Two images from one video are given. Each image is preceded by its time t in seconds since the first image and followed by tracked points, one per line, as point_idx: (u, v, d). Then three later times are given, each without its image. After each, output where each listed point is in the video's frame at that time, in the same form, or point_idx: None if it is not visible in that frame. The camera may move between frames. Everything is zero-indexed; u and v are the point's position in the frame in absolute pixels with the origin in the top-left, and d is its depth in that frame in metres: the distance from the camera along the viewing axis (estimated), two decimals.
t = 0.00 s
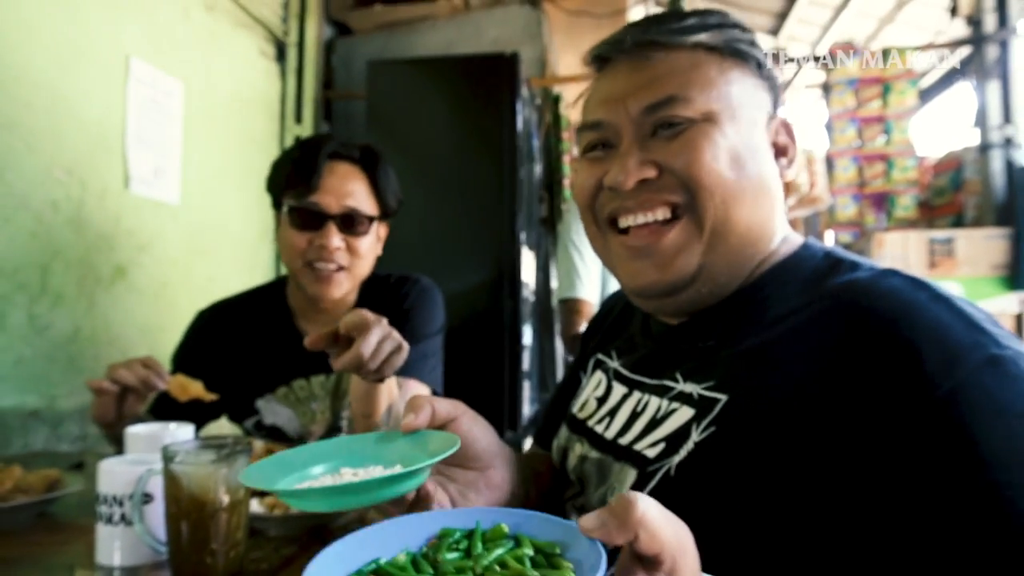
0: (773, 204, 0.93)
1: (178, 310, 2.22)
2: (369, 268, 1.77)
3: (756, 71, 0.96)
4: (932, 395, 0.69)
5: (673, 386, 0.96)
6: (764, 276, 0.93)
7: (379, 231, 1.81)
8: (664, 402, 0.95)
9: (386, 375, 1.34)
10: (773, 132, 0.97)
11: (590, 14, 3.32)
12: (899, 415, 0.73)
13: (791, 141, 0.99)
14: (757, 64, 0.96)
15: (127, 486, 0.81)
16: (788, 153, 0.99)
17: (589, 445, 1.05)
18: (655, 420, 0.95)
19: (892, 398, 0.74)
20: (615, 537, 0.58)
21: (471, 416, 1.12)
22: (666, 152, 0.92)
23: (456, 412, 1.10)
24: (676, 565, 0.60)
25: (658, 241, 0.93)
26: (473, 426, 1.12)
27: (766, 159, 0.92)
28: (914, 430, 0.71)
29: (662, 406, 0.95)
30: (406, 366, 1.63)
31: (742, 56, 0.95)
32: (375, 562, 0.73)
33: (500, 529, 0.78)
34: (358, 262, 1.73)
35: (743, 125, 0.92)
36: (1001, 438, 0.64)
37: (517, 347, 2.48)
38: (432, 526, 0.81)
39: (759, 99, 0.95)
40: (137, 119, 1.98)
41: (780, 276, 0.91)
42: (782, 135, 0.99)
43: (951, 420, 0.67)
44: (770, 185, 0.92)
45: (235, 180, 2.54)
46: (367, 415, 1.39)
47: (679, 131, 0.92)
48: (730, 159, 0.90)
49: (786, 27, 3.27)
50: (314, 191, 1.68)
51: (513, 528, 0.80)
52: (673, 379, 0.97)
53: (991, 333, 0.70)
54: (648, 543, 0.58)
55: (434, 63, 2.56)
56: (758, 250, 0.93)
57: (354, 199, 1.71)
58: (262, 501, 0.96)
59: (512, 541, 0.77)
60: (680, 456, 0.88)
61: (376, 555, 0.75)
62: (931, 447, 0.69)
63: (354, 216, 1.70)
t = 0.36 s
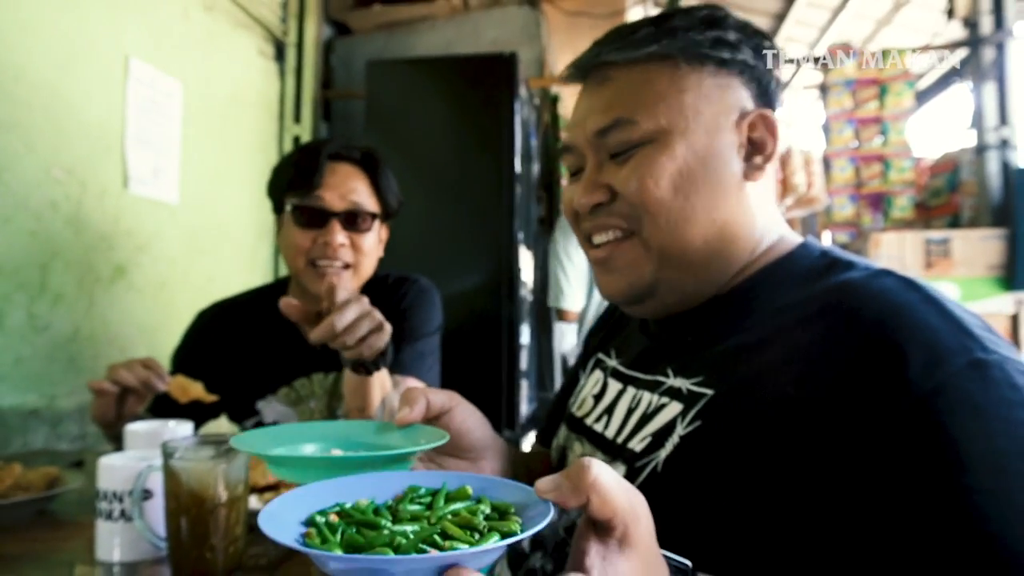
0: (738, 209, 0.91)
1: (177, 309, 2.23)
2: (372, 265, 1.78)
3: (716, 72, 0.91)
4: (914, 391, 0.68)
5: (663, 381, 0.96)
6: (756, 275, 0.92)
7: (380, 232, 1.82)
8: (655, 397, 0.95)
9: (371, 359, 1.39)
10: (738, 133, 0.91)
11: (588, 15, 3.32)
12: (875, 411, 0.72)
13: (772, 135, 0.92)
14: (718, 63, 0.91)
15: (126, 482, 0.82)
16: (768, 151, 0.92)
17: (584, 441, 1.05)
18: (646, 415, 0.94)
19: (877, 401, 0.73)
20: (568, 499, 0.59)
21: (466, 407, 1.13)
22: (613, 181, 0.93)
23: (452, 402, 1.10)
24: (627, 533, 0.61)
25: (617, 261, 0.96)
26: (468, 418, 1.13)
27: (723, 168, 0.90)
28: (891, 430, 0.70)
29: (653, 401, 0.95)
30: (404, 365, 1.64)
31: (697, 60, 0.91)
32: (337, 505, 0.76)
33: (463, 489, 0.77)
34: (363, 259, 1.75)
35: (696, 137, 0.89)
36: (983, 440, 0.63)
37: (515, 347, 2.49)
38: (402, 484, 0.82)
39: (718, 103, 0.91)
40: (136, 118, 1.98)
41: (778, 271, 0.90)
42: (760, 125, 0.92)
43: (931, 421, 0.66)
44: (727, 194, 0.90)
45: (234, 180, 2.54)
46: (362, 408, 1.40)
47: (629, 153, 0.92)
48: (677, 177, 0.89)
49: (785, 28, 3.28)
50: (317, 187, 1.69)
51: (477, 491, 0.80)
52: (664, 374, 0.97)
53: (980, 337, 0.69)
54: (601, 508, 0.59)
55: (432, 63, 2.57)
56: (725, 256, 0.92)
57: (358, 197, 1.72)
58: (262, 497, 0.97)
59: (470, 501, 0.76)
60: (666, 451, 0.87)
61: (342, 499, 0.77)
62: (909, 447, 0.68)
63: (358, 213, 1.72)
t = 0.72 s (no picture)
0: (654, 206, 0.92)
1: (176, 305, 2.22)
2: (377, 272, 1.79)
3: (642, 76, 0.95)
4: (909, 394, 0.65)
5: (656, 378, 0.93)
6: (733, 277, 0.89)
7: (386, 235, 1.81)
8: (648, 394, 0.93)
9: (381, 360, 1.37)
10: (653, 134, 0.93)
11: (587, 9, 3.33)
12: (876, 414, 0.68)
13: (693, 134, 0.89)
14: (645, 68, 0.95)
15: (127, 476, 0.82)
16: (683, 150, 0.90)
17: (583, 439, 1.03)
18: (638, 412, 0.92)
19: (867, 398, 0.70)
20: (555, 532, 0.58)
21: (457, 409, 1.13)
22: (559, 185, 1.06)
23: (444, 405, 1.11)
24: (618, 564, 0.59)
25: (577, 254, 1.06)
26: (461, 420, 1.13)
27: (632, 169, 0.94)
28: (890, 431, 0.67)
29: (646, 397, 0.93)
30: (404, 359, 1.63)
31: (625, 67, 0.96)
32: (336, 539, 0.75)
33: (461, 518, 0.77)
34: (369, 267, 1.75)
35: (608, 139, 0.96)
36: (982, 437, 0.59)
37: (514, 342, 2.49)
38: (400, 511, 0.82)
39: (638, 105, 0.94)
40: (134, 112, 1.97)
41: (767, 270, 0.86)
42: (681, 122, 0.91)
43: (924, 422, 0.63)
44: (634, 193, 0.94)
45: (232, 175, 2.54)
46: (362, 405, 1.42)
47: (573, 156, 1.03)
48: (592, 178, 0.98)
49: (783, 22, 3.29)
50: (322, 197, 1.69)
51: (474, 517, 0.79)
52: (658, 371, 0.94)
53: (965, 336, 0.65)
54: (588, 541, 0.58)
55: (430, 57, 2.56)
56: (651, 252, 0.95)
57: (364, 204, 1.72)
58: (263, 491, 0.97)
59: (468, 530, 0.76)
60: (657, 450, 0.85)
61: (339, 533, 0.76)
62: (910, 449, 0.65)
63: (364, 221, 1.71)
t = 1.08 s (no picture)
0: (676, 192, 0.92)
1: (194, 292, 2.24)
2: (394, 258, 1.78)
3: (665, 63, 0.94)
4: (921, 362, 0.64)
5: (679, 356, 0.93)
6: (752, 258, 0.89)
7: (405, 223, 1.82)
8: (671, 371, 0.93)
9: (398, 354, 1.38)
10: (676, 120, 0.92)
11: None
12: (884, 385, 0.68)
13: (715, 120, 0.89)
14: (667, 55, 0.94)
15: (153, 457, 0.83)
16: (707, 135, 0.90)
17: (607, 419, 1.03)
18: (660, 389, 0.93)
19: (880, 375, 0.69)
20: (578, 493, 0.57)
21: (483, 392, 1.11)
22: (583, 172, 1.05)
23: (470, 388, 1.09)
24: (640, 522, 0.58)
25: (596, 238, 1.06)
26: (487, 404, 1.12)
27: (653, 155, 0.94)
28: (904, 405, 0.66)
29: (668, 374, 0.93)
30: (420, 345, 1.63)
31: (647, 55, 0.96)
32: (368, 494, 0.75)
33: (488, 479, 0.76)
34: (385, 256, 1.75)
35: (632, 125, 0.96)
36: (992, 408, 0.60)
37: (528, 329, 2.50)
38: (427, 473, 0.81)
39: (661, 92, 0.94)
40: (150, 99, 1.99)
41: (788, 251, 0.86)
42: (704, 108, 0.90)
43: (938, 391, 0.63)
44: (655, 178, 0.93)
45: (247, 163, 2.55)
46: (379, 390, 1.43)
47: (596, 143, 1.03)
48: (612, 164, 0.98)
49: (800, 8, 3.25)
50: (343, 184, 1.70)
51: (501, 480, 0.77)
52: (680, 349, 0.94)
53: (981, 309, 0.65)
54: (610, 502, 0.57)
55: (443, 45, 2.56)
56: (669, 235, 0.95)
57: (383, 192, 1.72)
58: (285, 473, 0.98)
59: (496, 490, 0.75)
60: (679, 424, 0.86)
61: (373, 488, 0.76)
62: (918, 421, 0.64)
63: (383, 209, 1.72)
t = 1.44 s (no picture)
0: (738, 180, 0.87)
1: (205, 288, 2.25)
2: (405, 246, 1.78)
3: (715, 48, 0.88)
4: (944, 350, 0.64)
5: (701, 349, 0.93)
6: (789, 245, 0.87)
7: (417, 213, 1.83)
8: (693, 363, 0.93)
9: (387, 329, 1.38)
10: (735, 107, 0.87)
11: None
12: (904, 374, 0.68)
13: (776, 106, 0.86)
14: (716, 41, 0.88)
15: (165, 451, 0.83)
16: (770, 120, 0.86)
17: (625, 412, 1.02)
18: (681, 382, 0.92)
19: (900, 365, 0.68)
20: (593, 483, 0.55)
21: (496, 387, 1.08)
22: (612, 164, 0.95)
23: (483, 385, 1.06)
24: (655, 508, 0.57)
25: (626, 236, 0.97)
26: (500, 402, 1.09)
27: (716, 142, 0.86)
28: (924, 394, 0.66)
29: (689, 367, 0.93)
30: (430, 340, 1.63)
31: (695, 40, 0.88)
32: (376, 489, 0.73)
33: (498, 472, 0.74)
34: (397, 240, 1.75)
35: (689, 112, 0.88)
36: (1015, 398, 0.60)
37: (538, 325, 2.50)
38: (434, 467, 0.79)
39: (716, 78, 0.88)
40: (160, 95, 1.99)
41: (811, 242, 0.85)
42: (761, 96, 0.87)
43: (965, 379, 0.62)
44: (718, 170, 0.87)
45: (256, 159, 2.55)
46: (384, 376, 1.46)
47: (633, 134, 0.93)
48: (669, 155, 0.88)
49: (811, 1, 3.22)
50: (358, 166, 1.71)
51: (510, 473, 0.76)
52: (702, 343, 0.94)
53: (1013, 299, 0.64)
54: (625, 490, 0.55)
55: (451, 39, 2.55)
56: (725, 227, 0.90)
57: (397, 177, 1.73)
58: (298, 468, 0.98)
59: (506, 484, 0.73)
60: (700, 415, 0.85)
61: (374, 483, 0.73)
62: (941, 410, 0.64)
63: (396, 193, 1.72)
